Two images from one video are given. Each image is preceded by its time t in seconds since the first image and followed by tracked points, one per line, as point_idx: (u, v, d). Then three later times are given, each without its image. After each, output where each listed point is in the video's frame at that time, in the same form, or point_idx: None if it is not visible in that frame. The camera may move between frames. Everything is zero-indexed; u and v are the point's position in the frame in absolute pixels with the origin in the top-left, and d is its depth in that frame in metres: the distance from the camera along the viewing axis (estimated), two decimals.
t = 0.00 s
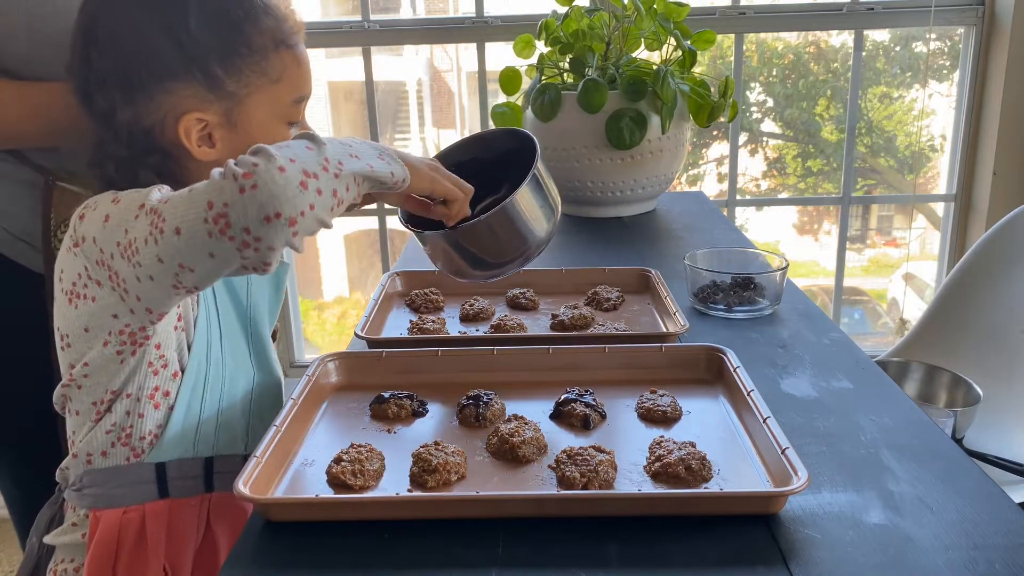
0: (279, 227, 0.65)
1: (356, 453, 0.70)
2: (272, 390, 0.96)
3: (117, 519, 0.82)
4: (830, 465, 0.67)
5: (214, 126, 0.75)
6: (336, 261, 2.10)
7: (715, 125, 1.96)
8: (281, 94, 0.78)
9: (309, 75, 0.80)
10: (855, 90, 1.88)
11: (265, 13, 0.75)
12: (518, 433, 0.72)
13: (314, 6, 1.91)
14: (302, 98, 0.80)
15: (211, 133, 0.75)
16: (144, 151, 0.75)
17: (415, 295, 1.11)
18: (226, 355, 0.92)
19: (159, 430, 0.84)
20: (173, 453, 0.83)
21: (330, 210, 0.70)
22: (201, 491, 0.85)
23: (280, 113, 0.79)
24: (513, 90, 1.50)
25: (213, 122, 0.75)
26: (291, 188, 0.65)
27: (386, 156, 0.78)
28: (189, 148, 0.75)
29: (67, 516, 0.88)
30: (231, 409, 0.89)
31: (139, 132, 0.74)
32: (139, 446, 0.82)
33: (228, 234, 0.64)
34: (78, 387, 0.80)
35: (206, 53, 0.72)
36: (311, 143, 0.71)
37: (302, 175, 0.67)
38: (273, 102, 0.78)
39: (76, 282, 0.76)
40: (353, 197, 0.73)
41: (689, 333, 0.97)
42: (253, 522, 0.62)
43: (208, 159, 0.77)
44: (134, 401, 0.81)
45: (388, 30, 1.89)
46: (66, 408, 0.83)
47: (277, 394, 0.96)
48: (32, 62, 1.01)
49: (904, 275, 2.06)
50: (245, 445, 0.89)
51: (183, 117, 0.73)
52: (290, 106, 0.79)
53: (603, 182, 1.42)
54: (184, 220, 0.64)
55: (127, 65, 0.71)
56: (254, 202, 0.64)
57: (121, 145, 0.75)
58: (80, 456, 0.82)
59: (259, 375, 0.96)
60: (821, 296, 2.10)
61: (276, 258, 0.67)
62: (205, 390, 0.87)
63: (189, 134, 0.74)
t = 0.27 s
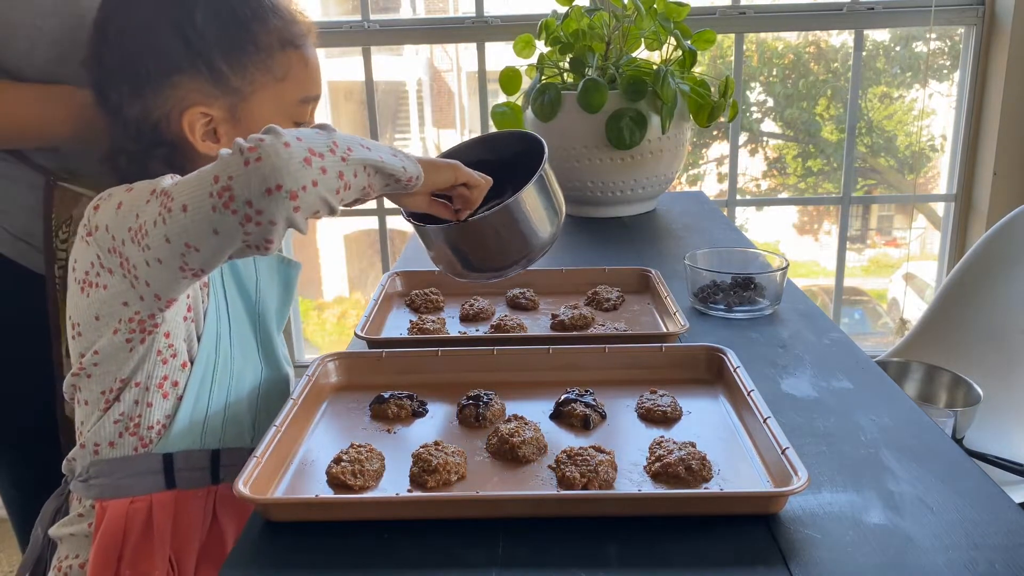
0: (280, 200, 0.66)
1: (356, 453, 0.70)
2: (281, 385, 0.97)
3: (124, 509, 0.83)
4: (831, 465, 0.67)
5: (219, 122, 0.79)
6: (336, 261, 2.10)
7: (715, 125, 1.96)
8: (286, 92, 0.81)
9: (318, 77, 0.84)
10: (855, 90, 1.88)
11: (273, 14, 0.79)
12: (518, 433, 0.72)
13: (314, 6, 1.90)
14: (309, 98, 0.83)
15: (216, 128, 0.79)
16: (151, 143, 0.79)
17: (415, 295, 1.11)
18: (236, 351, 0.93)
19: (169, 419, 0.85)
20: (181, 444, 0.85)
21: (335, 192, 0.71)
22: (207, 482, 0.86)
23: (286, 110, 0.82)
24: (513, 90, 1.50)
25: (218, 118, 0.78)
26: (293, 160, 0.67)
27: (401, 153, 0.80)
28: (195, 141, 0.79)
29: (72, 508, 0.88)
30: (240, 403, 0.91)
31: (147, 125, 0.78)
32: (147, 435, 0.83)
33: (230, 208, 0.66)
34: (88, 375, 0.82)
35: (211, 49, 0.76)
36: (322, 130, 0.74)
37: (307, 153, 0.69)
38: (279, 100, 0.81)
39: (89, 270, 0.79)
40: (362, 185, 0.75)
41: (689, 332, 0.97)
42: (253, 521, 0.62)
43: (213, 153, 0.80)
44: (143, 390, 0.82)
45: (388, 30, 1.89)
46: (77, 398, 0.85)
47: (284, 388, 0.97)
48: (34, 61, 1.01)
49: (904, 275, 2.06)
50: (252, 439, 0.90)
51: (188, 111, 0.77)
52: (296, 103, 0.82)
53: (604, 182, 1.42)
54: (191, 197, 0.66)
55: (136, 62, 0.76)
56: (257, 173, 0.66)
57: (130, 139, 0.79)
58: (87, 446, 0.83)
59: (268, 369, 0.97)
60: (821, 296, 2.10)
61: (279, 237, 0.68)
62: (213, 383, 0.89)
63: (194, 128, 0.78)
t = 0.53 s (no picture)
0: (266, 205, 0.66)
1: (356, 453, 0.70)
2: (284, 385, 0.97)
3: (127, 507, 0.83)
4: (830, 465, 0.67)
5: (219, 122, 0.79)
6: (336, 261, 2.10)
7: (715, 125, 1.96)
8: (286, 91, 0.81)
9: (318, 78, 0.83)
10: (855, 90, 1.88)
11: (272, 13, 0.79)
12: (518, 433, 0.72)
13: (314, 6, 1.90)
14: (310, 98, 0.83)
15: (215, 128, 0.79)
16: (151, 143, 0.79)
17: (415, 295, 1.11)
18: (240, 350, 0.93)
19: (172, 417, 0.85)
20: (185, 441, 0.85)
21: (325, 197, 0.71)
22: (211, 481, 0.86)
23: (287, 109, 0.81)
24: (513, 90, 1.50)
25: (218, 119, 0.79)
26: (281, 166, 0.67)
27: (399, 158, 0.80)
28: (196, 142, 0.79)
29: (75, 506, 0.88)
30: (243, 401, 0.91)
31: (147, 125, 0.78)
32: (151, 433, 0.83)
33: (219, 212, 0.66)
34: (91, 373, 0.82)
35: (209, 48, 0.76)
36: (315, 134, 0.73)
37: (295, 157, 0.68)
38: (278, 100, 0.81)
39: (92, 268, 0.79)
40: (355, 190, 0.74)
41: (689, 332, 0.97)
42: (254, 522, 0.62)
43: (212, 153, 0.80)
44: (145, 388, 0.82)
45: (388, 30, 1.89)
46: (80, 396, 0.85)
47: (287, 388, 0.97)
48: (33, 61, 1.01)
49: (904, 275, 2.06)
50: (255, 437, 0.90)
51: (188, 111, 0.77)
52: (297, 102, 0.82)
53: (603, 181, 1.42)
54: (183, 200, 0.66)
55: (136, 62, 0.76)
56: (244, 178, 0.65)
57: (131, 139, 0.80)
58: (91, 444, 0.83)
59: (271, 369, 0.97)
60: (821, 296, 2.10)
61: (268, 241, 0.68)
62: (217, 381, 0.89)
63: (194, 128, 0.78)
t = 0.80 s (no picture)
0: (244, 219, 0.66)
1: (356, 453, 0.70)
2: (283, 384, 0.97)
3: (128, 507, 0.83)
4: (830, 465, 0.67)
5: (215, 124, 0.79)
6: (336, 261, 2.10)
7: (715, 125, 1.96)
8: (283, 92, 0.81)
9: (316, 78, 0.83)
10: (855, 90, 1.88)
11: (268, 14, 0.79)
12: (518, 433, 0.72)
13: (314, 6, 1.90)
14: (308, 98, 0.83)
15: (212, 129, 0.79)
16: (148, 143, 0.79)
17: (415, 295, 1.11)
18: (239, 349, 0.92)
19: (172, 418, 0.85)
20: (185, 442, 0.85)
21: (305, 206, 0.71)
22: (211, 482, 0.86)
23: (285, 110, 0.81)
24: (513, 90, 1.50)
25: (214, 120, 0.79)
26: (258, 180, 0.66)
27: (388, 155, 0.78)
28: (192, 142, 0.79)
29: (75, 506, 0.88)
30: (242, 401, 0.91)
31: (145, 126, 0.78)
32: (151, 434, 0.83)
33: (199, 225, 0.66)
34: (91, 374, 0.82)
35: (208, 49, 0.76)
36: (297, 138, 0.73)
37: (273, 168, 0.68)
38: (275, 100, 0.81)
39: (92, 270, 0.79)
40: (339, 194, 0.74)
41: (689, 332, 0.97)
42: (254, 522, 0.62)
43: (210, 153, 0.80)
44: (144, 390, 0.82)
45: (388, 30, 1.89)
46: (81, 399, 0.85)
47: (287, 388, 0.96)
48: (33, 62, 1.01)
49: (904, 275, 2.06)
50: (255, 437, 0.90)
51: (183, 112, 0.77)
52: (295, 103, 0.82)
53: (604, 181, 1.42)
54: (165, 211, 0.66)
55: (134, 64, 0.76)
56: (221, 192, 0.65)
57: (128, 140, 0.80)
58: (91, 445, 0.83)
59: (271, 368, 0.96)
60: (821, 296, 2.10)
61: (251, 252, 0.68)
62: (217, 382, 0.88)
63: (190, 130, 0.78)
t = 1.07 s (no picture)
0: (208, 230, 0.64)
1: (356, 453, 0.70)
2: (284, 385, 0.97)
3: (128, 508, 0.83)
4: (830, 465, 0.67)
5: (207, 123, 0.79)
6: (336, 261, 2.10)
7: (715, 125, 1.96)
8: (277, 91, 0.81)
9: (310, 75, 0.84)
10: (855, 90, 1.88)
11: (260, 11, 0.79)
12: (518, 433, 0.72)
13: (314, 6, 1.90)
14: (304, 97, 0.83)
15: (205, 129, 0.79)
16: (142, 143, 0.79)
17: (415, 295, 1.11)
18: (238, 350, 0.93)
19: (172, 421, 0.85)
20: (185, 444, 0.85)
21: (274, 209, 0.69)
22: (212, 483, 0.87)
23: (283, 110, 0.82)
24: (513, 90, 1.50)
25: (206, 120, 0.78)
26: (219, 188, 0.64)
27: (364, 142, 0.75)
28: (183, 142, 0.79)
29: (76, 506, 0.89)
30: (243, 401, 0.91)
31: (136, 125, 0.78)
32: (151, 435, 0.84)
33: (168, 237, 0.65)
34: (90, 377, 0.82)
35: (206, 48, 0.76)
36: (260, 136, 0.70)
37: (235, 174, 0.66)
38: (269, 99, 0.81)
39: (87, 273, 0.78)
40: (312, 191, 0.72)
41: (689, 333, 0.97)
42: (253, 521, 0.62)
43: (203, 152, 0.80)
44: (142, 392, 0.83)
45: (388, 30, 1.89)
46: (81, 400, 0.85)
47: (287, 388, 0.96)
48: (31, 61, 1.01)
49: (904, 275, 2.06)
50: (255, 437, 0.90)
51: (175, 112, 0.77)
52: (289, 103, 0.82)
53: (604, 181, 1.42)
54: (137, 221, 0.66)
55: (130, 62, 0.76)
56: (183, 205, 0.64)
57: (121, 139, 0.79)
58: (90, 446, 0.83)
59: (271, 368, 0.96)
60: (821, 296, 2.10)
61: (224, 261, 0.67)
62: (216, 383, 0.88)
63: (182, 130, 0.78)
